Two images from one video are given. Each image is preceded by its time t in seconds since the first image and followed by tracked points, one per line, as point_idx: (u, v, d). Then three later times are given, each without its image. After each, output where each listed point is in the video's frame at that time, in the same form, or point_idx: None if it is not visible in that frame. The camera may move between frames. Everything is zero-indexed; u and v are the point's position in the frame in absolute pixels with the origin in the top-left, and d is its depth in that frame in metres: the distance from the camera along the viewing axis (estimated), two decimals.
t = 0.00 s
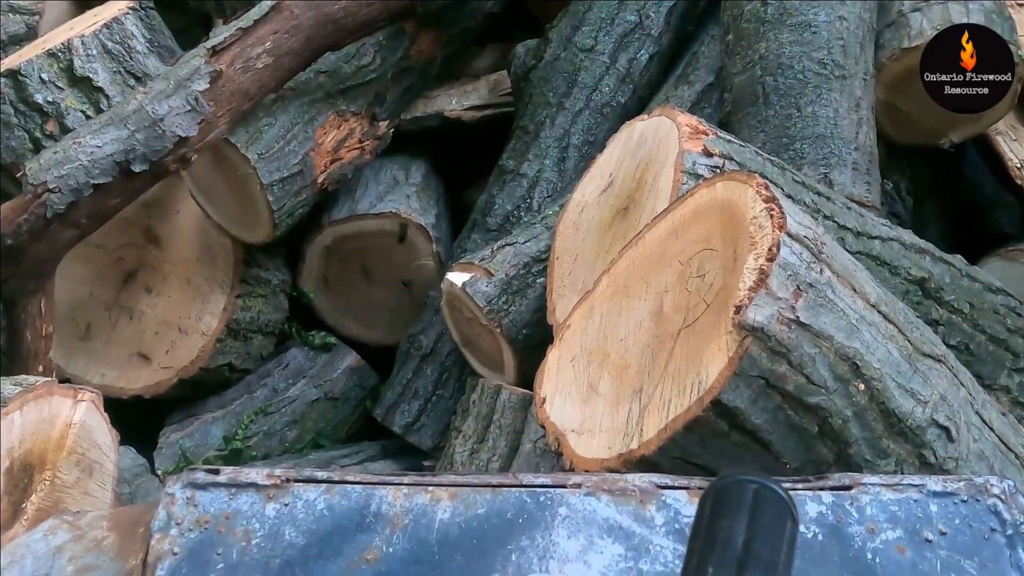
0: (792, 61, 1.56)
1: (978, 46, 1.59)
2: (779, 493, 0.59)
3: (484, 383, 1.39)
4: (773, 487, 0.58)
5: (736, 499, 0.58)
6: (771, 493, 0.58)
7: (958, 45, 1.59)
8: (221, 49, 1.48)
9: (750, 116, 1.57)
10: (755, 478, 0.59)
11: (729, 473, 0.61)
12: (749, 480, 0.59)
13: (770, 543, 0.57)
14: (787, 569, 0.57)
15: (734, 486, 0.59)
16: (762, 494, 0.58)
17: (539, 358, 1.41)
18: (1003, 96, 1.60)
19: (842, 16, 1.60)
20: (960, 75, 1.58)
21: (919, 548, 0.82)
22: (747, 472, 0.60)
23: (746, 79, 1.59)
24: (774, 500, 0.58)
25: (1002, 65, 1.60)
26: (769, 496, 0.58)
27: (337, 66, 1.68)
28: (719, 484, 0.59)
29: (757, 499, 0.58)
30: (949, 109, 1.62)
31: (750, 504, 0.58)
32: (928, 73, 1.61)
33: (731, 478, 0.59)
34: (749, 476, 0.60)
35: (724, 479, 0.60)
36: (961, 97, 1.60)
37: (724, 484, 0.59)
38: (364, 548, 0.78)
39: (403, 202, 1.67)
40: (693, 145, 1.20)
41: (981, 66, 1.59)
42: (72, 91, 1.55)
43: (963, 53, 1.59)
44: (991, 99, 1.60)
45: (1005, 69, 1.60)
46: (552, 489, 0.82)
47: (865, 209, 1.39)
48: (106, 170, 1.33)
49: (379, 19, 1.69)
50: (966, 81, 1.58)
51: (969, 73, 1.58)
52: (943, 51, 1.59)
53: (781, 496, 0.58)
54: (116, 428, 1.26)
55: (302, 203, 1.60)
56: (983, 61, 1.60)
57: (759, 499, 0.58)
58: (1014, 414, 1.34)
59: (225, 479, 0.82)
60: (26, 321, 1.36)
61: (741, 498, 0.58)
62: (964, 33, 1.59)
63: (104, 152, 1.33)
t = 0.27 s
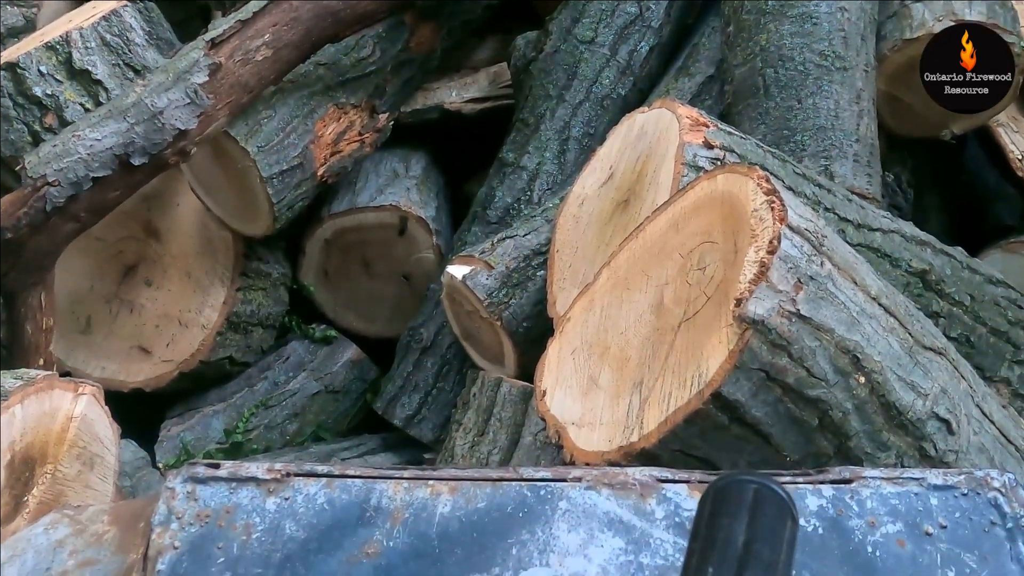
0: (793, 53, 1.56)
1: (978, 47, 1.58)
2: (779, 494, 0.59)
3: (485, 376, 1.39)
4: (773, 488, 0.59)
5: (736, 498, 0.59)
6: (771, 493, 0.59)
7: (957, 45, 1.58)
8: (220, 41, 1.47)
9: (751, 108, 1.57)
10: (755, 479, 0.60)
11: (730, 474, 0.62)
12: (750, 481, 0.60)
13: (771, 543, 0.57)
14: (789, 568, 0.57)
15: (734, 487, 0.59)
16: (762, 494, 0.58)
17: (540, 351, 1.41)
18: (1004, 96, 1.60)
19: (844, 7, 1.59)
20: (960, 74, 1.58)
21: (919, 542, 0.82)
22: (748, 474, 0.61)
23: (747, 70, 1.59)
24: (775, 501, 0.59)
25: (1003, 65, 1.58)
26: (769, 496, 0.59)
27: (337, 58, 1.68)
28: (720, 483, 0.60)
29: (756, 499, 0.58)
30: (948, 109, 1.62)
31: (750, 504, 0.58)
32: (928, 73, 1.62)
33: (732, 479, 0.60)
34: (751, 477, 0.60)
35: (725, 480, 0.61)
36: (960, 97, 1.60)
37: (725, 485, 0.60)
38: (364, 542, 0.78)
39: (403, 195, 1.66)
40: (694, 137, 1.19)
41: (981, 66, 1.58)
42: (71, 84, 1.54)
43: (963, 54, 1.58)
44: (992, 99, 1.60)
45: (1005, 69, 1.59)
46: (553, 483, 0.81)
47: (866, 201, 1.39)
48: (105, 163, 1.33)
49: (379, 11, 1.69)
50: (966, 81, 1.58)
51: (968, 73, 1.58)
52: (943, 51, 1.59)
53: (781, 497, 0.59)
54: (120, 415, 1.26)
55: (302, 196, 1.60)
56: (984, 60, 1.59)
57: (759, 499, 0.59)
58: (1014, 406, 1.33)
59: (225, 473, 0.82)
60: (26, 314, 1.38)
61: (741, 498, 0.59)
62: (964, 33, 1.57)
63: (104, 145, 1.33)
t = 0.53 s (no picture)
0: (794, 44, 1.55)
1: (978, 46, 1.58)
2: (779, 494, 0.59)
3: (486, 369, 1.39)
4: (772, 488, 0.59)
5: (736, 498, 0.59)
6: (770, 493, 0.59)
7: (957, 45, 1.58)
8: (219, 34, 1.47)
9: (752, 100, 1.56)
10: (755, 479, 0.60)
11: (730, 475, 0.62)
12: (750, 480, 0.60)
13: (771, 543, 0.57)
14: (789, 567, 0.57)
15: (734, 487, 0.60)
16: (761, 494, 0.58)
17: (541, 344, 1.41)
18: (1003, 96, 1.62)
19: None
20: (960, 75, 1.58)
21: (920, 535, 0.82)
22: (748, 474, 0.61)
23: (748, 62, 1.58)
24: (774, 501, 0.59)
25: (1003, 65, 1.59)
26: (768, 496, 0.59)
27: (336, 50, 1.67)
28: (719, 484, 0.60)
29: (756, 499, 0.59)
30: (948, 109, 1.64)
31: (750, 504, 0.58)
32: (928, 73, 1.63)
33: (732, 479, 0.60)
34: (751, 477, 0.61)
35: (724, 480, 0.61)
36: (960, 97, 1.62)
37: (725, 485, 0.60)
38: (364, 536, 0.78)
39: (404, 187, 1.66)
40: (695, 129, 1.19)
41: (981, 67, 1.59)
42: (70, 77, 1.54)
43: (963, 53, 1.58)
44: (991, 99, 1.62)
45: (1005, 69, 1.59)
46: (553, 477, 0.81)
47: (867, 193, 1.38)
48: (105, 157, 1.32)
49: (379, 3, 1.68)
50: (966, 81, 1.59)
51: (969, 73, 1.58)
52: (942, 51, 1.60)
53: (780, 497, 0.59)
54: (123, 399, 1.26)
55: (302, 188, 1.60)
56: (984, 60, 1.59)
57: (759, 499, 0.59)
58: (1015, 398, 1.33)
59: (226, 468, 0.82)
60: (26, 308, 1.38)
61: (740, 498, 0.59)
62: (964, 33, 1.57)
63: (104, 138, 1.32)
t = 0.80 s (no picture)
0: (794, 40, 1.55)
1: (978, 46, 1.58)
2: (779, 497, 0.59)
3: (485, 365, 1.39)
4: (772, 491, 0.59)
5: (736, 500, 0.59)
6: (771, 496, 0.59)
7: (957, 45, 1.58)
8: (217, 29, 1.47)
9: (752, 95, 1.56)
10: (755, 482, 0.60)
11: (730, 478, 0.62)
12: (750, 483, 0.60)
13: (771, 546, 0.57)
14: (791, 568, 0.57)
15: (735, 489, 0.60)
16: (762, 496, 0.59)
17: (540, 340, 1.41)
18: (1003, 95, 1.62)
19: None
20: (960, 75, 1.60)
21: (919, 532, 0.82)
22: (748, 478, 0.61)
23: (748, 58, 1.58)
24: (774, 504, 0.59)
25: (1003, 65, 1.59)
26: (769, 498, 0.59)
27: (336, 46, 1.67)
28: (720, 486, 0.60)
29: (756, 501, 0.59)
30: (948, 108, 1.65)
31: (750, 506, 0.59)
32: (928, 72, 1.63)
33: (732, 482, 0.61)
34: (750, 480, 0.61)
35: (724, 483, 0.61)
36: (960, 96, 1.63)
37: (725, 487, 0.61)
38: (364, 533, 0.78)
39: (403, 183, 1.66)
40: (695, 125, 1.19)
41: (981, 67, 1.59)
42: (68, 72, 1.53)
43: (963, 53, 1.59)
44: (991, 99, 1.62)
45: (1005, 69, 1.60)
46: (553, 474, 0.81)
47: (866, 188, 1.38)
48: (103, 152, 1.32)
49: None
50: (966, 81, 1.60)
51: (968, 73, 1.59)
52: (942, 51, 1.60)
53: (781, 500, 0.59)
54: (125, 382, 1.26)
55: (301, 184, 1.59)
56: (984, 60, 1.59)
57: (759, 502, 0.59)
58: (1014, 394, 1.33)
59: (225, 465, 0.82)
60: (26, 303, 1.37)
61: (740, 501, 0.59)
62: (964, 33, 1.56)
63: (102, 134, 1.32)
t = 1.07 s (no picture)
0: (792, 33, 1.55)
1: (978, 47, 1.59)
2: (780, 501, 0.61)
3: (482, 359, 1.39)
4: (774, 495, 0.61)
5: (737, 504, 0.60)
6: (772, 500, 0.60)
7: (957, 45, 1.59)
8: (211, 22, 1.45)
9: (749, 89, 1.55)
10: (757, 487, 0.61)
11: (731, 482, 0.63)
12: (752, 487, 0.62)
13: (772, 551, 0.59)
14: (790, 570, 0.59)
15: (736, 493, 0.61)
16: (764, 500, 0.60)
17: (538, 334, 1.41)
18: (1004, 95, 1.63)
19: None
20: (960, 75, 1.61)
21: (917, 527, 0.82)
22: (749, 481, 0.62)
23: (745, 51, 1.57)
24: (775, 508, 0.61)
25: (1003, 65, 1.60)
26: (770, 503, 0.60)
27: (331, 39, 1.66)
28: (722, 490, 0.61)
29: (758, 505, 0.60)
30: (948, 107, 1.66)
31: (752, 510, 0.60)
32: (928, 72, 1.64)
33: (734, 486, 0.62)
34: (752, 483, 0.62)
35: (726, 487, 0.62)
36: (959, 97, 1.64)
37: (727, 491, 0.62)
38: (361, 530, 0.77)
39: (399, 177, 1.66)
40: (692, 119, 1.18)
41: (981, 67, 1.61)
42: (62, 64, 1.52)
43: (963, 53, 1.60)
44: (990, 99, 1.64)
45: (1005, 69, 1.61)
46: (550, 470, 0.81)
47: (864, 182, 1.38)
48: (97, 146, 1.30)
49: None
50: (966, 81, 1.62)
51: (968, 73, 1.61)
52: (942, 51, 1.61)
53: (782, 504, 0.61)
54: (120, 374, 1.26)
55: (297, 178, 1.59)
56: (984, 60, 1.61)
57: (761, 506, 0.60)
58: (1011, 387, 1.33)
59: (221, 461, 0.82)
60: (20, 297, 1.35)
61: (742, 505, 0.60)
62: (964, 33, 1.58)
63: (96, 127, 1.30)
